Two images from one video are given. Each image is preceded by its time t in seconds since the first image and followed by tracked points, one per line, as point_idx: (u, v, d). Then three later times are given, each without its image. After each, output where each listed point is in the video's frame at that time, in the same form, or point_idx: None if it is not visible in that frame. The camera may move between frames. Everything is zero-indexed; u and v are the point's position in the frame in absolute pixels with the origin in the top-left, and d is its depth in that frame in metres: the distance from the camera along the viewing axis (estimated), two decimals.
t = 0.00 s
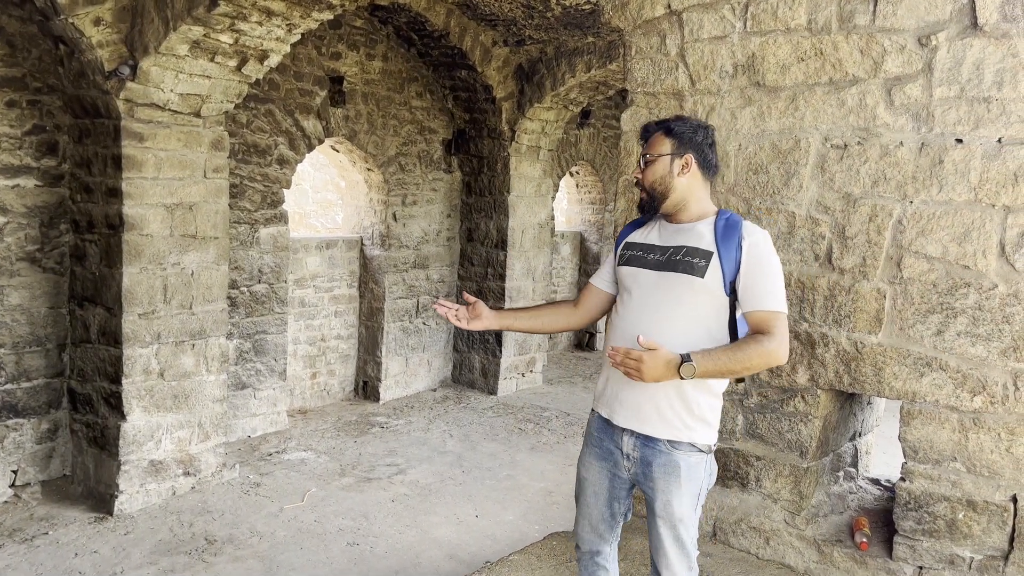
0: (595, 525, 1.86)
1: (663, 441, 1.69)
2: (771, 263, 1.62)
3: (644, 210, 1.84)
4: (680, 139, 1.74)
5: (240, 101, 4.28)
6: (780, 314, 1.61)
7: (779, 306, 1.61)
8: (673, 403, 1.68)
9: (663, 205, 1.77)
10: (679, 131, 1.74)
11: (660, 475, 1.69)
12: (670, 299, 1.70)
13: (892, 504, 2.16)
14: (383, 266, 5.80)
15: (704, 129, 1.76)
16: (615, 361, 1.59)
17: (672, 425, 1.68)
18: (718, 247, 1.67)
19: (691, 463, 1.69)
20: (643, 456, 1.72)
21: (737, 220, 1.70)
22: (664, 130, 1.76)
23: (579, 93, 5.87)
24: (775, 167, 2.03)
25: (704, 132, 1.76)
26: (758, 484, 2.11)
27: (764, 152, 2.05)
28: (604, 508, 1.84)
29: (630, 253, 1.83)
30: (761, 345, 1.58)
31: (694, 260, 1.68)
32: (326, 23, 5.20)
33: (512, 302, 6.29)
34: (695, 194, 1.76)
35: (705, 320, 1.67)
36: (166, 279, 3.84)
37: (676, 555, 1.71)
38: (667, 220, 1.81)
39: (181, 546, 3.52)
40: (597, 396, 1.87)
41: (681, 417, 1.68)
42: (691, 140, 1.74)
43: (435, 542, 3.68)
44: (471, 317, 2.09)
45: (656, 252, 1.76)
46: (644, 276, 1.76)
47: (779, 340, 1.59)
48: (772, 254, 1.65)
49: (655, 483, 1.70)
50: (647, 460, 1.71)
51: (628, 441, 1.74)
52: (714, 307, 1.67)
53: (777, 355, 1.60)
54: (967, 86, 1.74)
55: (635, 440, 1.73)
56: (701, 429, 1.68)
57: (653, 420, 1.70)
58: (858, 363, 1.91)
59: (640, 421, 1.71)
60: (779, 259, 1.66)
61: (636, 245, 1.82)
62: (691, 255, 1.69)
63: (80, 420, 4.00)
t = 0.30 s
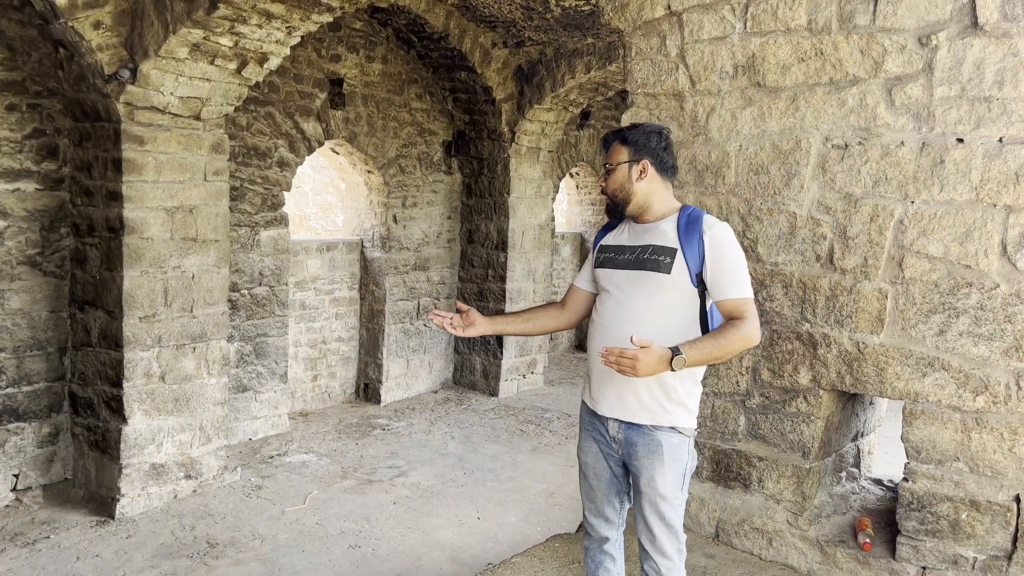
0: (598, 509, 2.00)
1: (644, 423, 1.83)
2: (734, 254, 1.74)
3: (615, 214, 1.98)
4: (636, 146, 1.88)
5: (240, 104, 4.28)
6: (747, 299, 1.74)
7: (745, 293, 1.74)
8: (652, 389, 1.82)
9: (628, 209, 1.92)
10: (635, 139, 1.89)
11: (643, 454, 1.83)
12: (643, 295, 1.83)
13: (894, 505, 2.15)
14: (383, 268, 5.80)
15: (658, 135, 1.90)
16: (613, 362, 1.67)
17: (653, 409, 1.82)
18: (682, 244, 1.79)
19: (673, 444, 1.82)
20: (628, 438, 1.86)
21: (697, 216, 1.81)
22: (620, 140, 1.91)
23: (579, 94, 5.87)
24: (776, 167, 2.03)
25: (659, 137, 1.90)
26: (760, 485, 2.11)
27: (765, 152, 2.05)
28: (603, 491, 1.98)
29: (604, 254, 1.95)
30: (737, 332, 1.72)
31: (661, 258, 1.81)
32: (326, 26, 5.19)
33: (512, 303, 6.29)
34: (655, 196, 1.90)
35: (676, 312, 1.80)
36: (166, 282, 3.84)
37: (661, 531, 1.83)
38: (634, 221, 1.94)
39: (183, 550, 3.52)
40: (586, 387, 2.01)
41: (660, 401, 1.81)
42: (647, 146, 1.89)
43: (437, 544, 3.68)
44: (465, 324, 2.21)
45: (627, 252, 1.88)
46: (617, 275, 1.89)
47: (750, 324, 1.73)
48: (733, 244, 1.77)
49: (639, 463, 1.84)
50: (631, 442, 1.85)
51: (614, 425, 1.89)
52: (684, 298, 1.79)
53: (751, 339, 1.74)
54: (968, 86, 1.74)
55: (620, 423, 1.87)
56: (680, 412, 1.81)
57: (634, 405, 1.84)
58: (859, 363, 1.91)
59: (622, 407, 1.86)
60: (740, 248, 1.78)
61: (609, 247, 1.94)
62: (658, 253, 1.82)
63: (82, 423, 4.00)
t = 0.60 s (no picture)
0: (605, 502, 2.05)
1: (640, 418, 1.85)
2: (717, 247, 1.75)
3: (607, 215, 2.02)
4: (619, 149, 1.91)
5: (240, 109, 4.29)
6: (732, 292, 1.74)
7: (728, 286, 1.74)
8: (644, 384, 1.84)
9: (617, 209, 1.95)
10: (618, 142, 1.92)
11: (639, 449, 1.86)
12: (630, 291, 1.86)
13: (897, 508, 2.15)
14: (384, 272, 5.81)
15: (642, 135, 1.91)
16: (592, 352, 1.72)
17: (647, 404, 1.84)
18: (666, 240, 1.82)
19: (668, 438, 1.84)
20: (625, 434, 1.90)
21: (681, 213, 1.84)
22: (605, 144, 1.94)
23: (579, 98, 5.87)
24: (776, 171, 2.03)
25: (641, 139, 1.91)
26: (762, 489, 2.11)
27: (765, 156, 2.05)
28: (609, 485, 2.02)
29: (597, 255, 1.99)
30: (720, 324, 1.71)
31: (645, 255, 1.84)
32: (325, 31, 5.20)
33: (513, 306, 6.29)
34: (642, 195, 1.93)
35: (663, 307, 1.82)
36: (167, 287, 3.84)
37: (659, 525, 1.86)
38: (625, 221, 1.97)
39: (185, 555, 3.51)
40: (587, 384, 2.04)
41: (653, 395, 1.84)
42: (630, 148, 1.90)
43: (439, 548, 3.67)
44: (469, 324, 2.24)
45: (616, 251, 1.92)
46: (607, 273, 1.93)
47: (735, 316, 1.73)
48: (716, 238, 1.78)
49: (635, 458, 1.87)
50: (628, 437, 1.88)
51: (612, 421, 1.92)
52: (671, 294, 1.82)
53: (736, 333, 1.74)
54: (968, 88, 1.74)
55: (617, 419, 1.91)
56: (674, 407, 1.83)
57: (628, 401, 1.86)
58: (861, 366, 1.91)
59: (617, 403, 1.89)
60: (725, 242, 1.79)
61: (601, 247, 1.98)
62: (643, 250, 1.85)
63: (83, 429, 4.00)
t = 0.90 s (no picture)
0: (603, 501, 2.05)
1: (635, 414, 1.86)
2: (708, 246, 1.77)
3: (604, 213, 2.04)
4: (618, 150, 1.93)
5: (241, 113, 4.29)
6: (718, 291, 1.76)
7: (715, 284, 1.76)
8: (637, 378, 1.86)
9: (615, 208, 1.96)
10: (617, 143, 1.94)
11: (636, 445, 1.87)
12: (622, 285, 1.89)
13: (899, 508, 2.15)
14: (385, 275, 5.81)
15: (642, 137, 1.93)
16: (569, 329, 1.85)
17: (642, 400, 1.85)
18: (658, 238, 1.84)
19: (664, 434, 1.85)
20: (621, 431, 1.90)
21: (676, 213, 1.86)
22: (605, 145, 1.97)
23: (579, 100, 5.88)
24: (777, 172, 2.03)
25: (639, 140, 1.93)
26: (764, 490, 2.11)
27: (765, 156, 2.05)
28: (607, 484, 2.02)
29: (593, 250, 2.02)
30: (699, 320, 1.74)
31: (638, 251, 1.86)
32: (326, 34, 5.21)
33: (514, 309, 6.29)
34: (639, 195, 1.94)
35: (651, 302, 1.85)
36: (169, 291, 3.85)
37: (658, 521, 1.87)
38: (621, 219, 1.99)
39: (187, 559, 3.51)
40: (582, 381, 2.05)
41: (647, 390, 1.85)
42: (629, 149, 1.92)
43: (441, 551, 3.67)
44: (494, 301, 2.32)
45: (611, 247, 1.94)
46: (602, 269, 1.95)
47: (717, 315, 1.75)
48: (708, 239, 1.80)
49: (633, 455, 1.88)
50: (625, 434, 1.89)
51: (608, 418, 1.92)
52: (661, 290, 1.84)
53: (716, 330, 1.76)
54: (968, 88, 1.74)
55: (614, 416, 1.91)
56: (669, 402, 1.84)
57: (623, 396, 1.87)
58: (862, 366, 1.91)
59: (613, 399, 1.89)
60: (718, 242, 1.81)
61: (597, 243, 2.01)
62: (636, 247, 1.87)
63: (85, 433, 4.00)
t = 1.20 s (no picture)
0: (605, 502, 2.05)
1: (628, 415, 1.87)
2: (694, 245, 1.76)
3: (600, 216, 2.04)
4: (609, 152, 1.94)
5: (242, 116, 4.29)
6: (705, 289, 1.75)
7: (702, 283, 1.75)
8: (629, 379, 1.86)
9: (608, 209, 1.97)
10: (609, 145, 1.95)
11: (629, 446, 1.87)
12: (612, 285, 1.90)
13: (903, 509, 2.15)
14: (386, 277, 5.81)
15: (634, 139, 1.94)
16: (559, 331, 1.88)
17: (635, 400, 1.86)
18: (647, 237, 1.85)
19: (657, 435, 1.85)
20: (616, 431, 1.91)
21: (665, 212, 1.85)
22: (597, 147, 1.98)
23: (580, 102, 5.88)
24: (778, 172, 2.03)
25: (631, 141, 1.93)
26: (767, 491, 2.10)
27: (767, 157, 2.05)
28: (607, 484, 2.03)
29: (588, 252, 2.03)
30: (684, 319, 1.74)
31: (627, 252, 1.87)
32: (326, 37, 5.21)
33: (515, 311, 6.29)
34: (631, 196, 1.94)
35: (641, 301, 1.85)
36: (170, 294, 3.84)
37: (653, 522, 1.87)
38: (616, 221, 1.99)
39: (189, 562, 3.51)
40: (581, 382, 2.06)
41: (639, 391, 1.85)
42: (621, 151, 1.93)
43: (444, 553, 3.66)
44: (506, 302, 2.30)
45: (603, 248, 1.96)
46: (595, 270, 1.97)
47: (703, 313, 1.74)
48: (695, 237, 1.79)
49: (627, 455, 1.88)
50: (619, 434, 1.89)
51: (604, 418, 1.93)
52: (650, 289, 1.85)
53: (702, 330, 1.74)
54: (969, 88, 1.74)
55: (609, 417, 1.92)
56: (661, 403, 1.83)
57: (616, 397, 1.88)
58: (865, 367, 1.91)
59: (607, 400, 1.90)
60: (707, 241, 1.80)
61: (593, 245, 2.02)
62: (625, 247, 1.88)
63: (86, 437, 4.00)
